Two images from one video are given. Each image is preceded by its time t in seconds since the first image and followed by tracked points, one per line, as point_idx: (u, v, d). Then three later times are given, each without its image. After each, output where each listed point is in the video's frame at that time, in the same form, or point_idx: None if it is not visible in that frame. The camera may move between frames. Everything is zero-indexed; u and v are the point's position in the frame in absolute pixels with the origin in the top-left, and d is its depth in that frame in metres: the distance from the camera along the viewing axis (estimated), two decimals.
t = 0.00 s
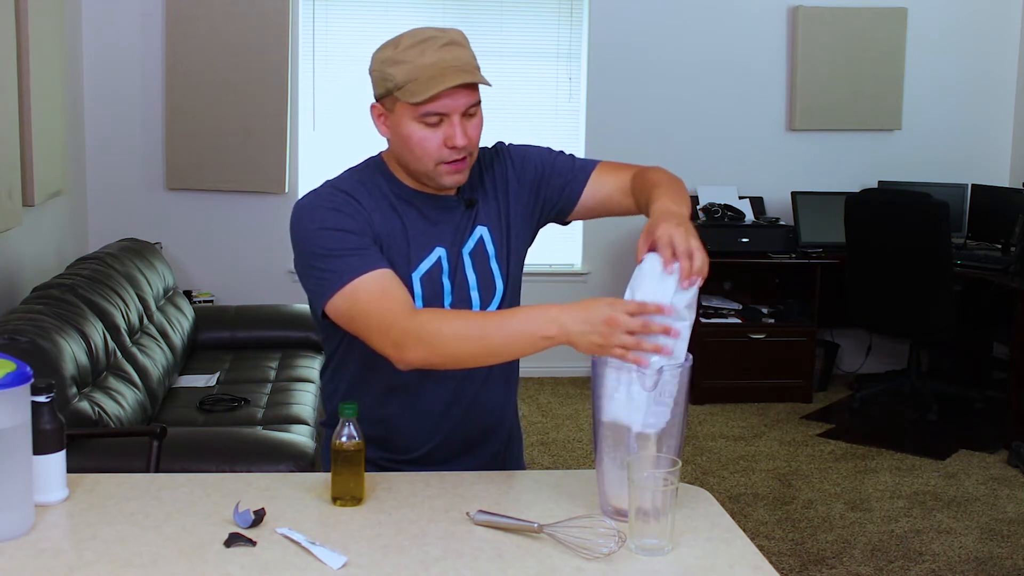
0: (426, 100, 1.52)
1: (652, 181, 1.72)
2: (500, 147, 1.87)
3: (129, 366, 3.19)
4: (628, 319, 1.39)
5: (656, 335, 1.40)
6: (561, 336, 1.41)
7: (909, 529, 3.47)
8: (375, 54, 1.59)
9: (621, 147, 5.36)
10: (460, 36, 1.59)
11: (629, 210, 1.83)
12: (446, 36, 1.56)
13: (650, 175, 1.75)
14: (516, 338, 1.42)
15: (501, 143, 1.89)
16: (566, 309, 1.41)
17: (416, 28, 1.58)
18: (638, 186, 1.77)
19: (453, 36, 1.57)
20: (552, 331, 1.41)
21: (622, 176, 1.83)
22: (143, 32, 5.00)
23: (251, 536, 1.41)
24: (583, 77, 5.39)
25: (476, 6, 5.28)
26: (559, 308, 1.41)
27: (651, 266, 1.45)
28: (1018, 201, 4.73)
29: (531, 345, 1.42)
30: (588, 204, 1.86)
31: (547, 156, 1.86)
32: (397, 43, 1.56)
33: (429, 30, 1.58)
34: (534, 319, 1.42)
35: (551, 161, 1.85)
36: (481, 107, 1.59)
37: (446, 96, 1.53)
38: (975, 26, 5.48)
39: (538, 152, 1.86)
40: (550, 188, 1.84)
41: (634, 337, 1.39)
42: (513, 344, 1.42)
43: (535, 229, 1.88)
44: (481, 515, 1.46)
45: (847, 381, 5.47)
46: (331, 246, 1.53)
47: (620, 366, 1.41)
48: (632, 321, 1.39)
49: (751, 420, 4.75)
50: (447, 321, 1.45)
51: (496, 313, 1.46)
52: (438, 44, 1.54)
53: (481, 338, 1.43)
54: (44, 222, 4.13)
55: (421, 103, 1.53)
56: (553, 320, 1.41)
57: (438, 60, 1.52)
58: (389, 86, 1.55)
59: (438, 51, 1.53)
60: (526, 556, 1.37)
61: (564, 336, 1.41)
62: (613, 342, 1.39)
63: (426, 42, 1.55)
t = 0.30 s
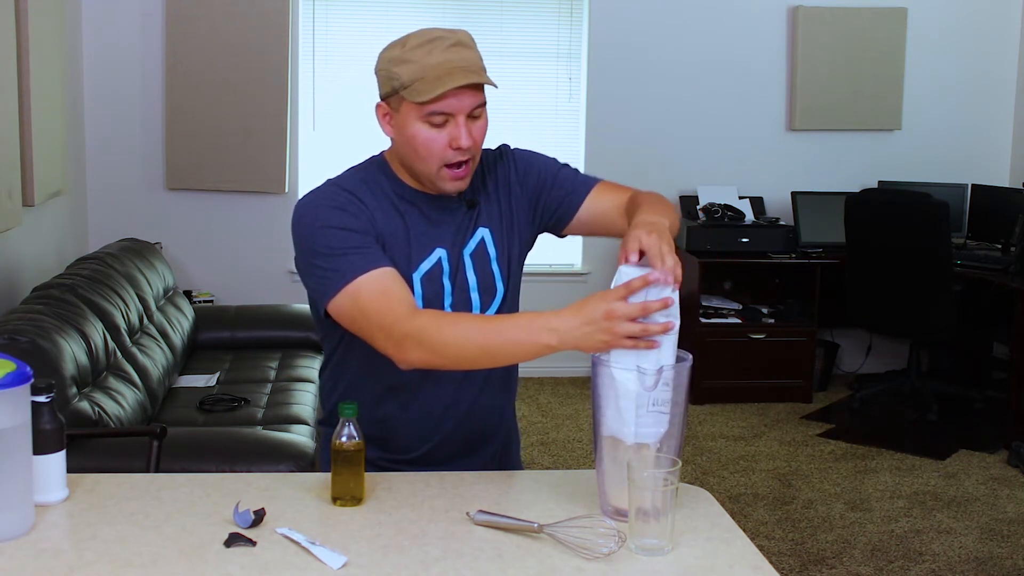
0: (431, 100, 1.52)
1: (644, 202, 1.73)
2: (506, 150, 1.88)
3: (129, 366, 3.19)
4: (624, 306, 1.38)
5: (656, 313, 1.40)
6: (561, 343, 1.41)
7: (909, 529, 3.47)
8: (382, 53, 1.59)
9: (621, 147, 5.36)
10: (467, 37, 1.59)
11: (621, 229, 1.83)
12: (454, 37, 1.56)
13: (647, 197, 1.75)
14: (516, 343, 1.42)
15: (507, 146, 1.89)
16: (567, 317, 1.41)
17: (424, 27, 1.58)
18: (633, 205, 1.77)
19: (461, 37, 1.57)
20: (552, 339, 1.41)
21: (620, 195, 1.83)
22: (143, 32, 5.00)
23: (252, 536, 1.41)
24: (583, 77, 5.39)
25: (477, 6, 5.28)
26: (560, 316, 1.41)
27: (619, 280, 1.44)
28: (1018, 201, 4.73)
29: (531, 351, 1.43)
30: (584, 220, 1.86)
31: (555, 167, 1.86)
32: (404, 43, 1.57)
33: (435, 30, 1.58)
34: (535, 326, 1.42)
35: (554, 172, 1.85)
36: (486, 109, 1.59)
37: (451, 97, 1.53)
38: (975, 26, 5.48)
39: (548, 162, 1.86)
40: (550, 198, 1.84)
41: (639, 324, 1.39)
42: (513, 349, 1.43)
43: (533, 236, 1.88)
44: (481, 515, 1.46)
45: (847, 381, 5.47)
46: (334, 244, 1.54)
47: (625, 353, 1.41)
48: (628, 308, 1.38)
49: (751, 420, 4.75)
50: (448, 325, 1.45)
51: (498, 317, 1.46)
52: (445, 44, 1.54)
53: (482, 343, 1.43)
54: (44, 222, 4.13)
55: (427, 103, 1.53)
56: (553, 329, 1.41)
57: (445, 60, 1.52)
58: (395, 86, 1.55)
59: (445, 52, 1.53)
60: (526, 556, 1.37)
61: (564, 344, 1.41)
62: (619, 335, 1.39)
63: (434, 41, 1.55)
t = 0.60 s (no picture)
0: (429, 102, 1.52)
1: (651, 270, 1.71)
2: (523, 166, 1.85)
3: (129, 366, 3.19)
4: (615, 310, 1.38)
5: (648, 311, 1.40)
6: (557, 345, 1.42)
7: (909, 529, 3.47)
8: (380, 54, 1.59)
9: (621, 147, 5.37)
10: (466, 39, 1.59)
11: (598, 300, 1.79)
12: (452, 38, 1.56)
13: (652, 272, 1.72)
14: (512, 344, 1.43)
15: (527, 165, 1.86)
16: (561, 318, 1.42)
17: (423, 28, 1.59)
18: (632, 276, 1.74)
19: (459, 38, 1.57)
20: (548, 341, 1.42)
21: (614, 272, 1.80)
22: (143, 32, 5.00)
23: (251, 536, 1.41)
24: (583, 77, 5.39)
25: (477, 6, 5.28)
26: (554, 318, 1.42)
27: (615, 279, 1.42)
28: (1018, 202, 4.73)
29: (527, 352, 1.43)
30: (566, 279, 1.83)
31: (560, 210, 1.82)
32: (403, 44, 1.57)
33: (434, 31, 1.58)
34: (531, 328, 1.43)
35: (560, 222, 1.82)
36: (484, 110, 1.59)
37: (449, 98, 1.53)
38: (975, 26, 5.48)
39: (556, 200, 1.83)
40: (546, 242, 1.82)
41: (633, 325, 1.39)
42: (510, 351, 1.43)
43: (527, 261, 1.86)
44: (481, 515, 1.46)
45: (847, 381, 5.48)
46: (332, 246, 1.54)
47: (624, 351, 1.42)
48: (619, 311, 1.38)
49: (751, 420, 4.75)
50: (445, 326, 1.45)
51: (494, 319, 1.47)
52: (443, 46, 1.54)
53: (479, 345, 1.44)
54: (44, 222, 4.13)
55: (424, 104, 1.53)
56: (548, 331, 1.42)
57: (443, 62, 1.52)
58: (393, 87, 1.55)
59: (442, 54, 1.53)
60: (526, 556, 1.37)
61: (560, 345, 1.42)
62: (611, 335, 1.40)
63: (432, 43, 1.55)
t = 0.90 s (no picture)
0: (440, 98, 1.52)
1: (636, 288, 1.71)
2: (525, 169, 1.86)
3: (129, 366, 3.19)
4: (621, 306, 1.38)
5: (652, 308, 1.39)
6: (560, 344, 1.42)
7: (909, 529, 3.47)
8: (392, 48, 1.59)
9: (621, 147, 5.37)
10: (477, 37, 1.59)
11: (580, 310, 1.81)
12: (464, 36, 1.56)
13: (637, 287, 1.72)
14: (516, 343, 1.43)
15: (528, 168, 1.87)
16: (564, 317, 1.42)
17: (435, 25, 1.58)
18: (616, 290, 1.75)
19: (471, 37, 1.57)
20: (552, 340, 1.42)
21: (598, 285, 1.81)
22: (143, 32, 5.00)
23: (252, 536, 1.41)
24: (583, 77, 5.39)
25: (476, 6, 5.28)
26: (557, 318, 1.42)
27: (620, 278, 1.43)
28: (1018, 201, 4.74)
29: (531, 351, 1.43)
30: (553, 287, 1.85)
31: (559, 219, 1.83)
32: (415, 40, 1.57)
33: (447, 29, 1.58)
34: (535, 327, 1.43)
35: (555, 229, 1.82)
36: (493, 110, 1.59)
37: (460, 95, 1.53)
38: (975, 26, 5.48)
39: (556, 209, 1.83)
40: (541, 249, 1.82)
41: (637, 321, 1.39)
42: (514, 350, 1.43)
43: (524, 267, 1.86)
44: (481, 515, 1.46)
45: (847, 381, 5.48)
46: (337, 243, 1.54)
47: (626, 351, 1.42)
48: (624, 308, 1.38)
49: (751, 420, 4.75)
50: (448, 328, 1.46)
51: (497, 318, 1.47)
52: (455, 43, 1.54)
53: (482, 345, 1.44)
54: (44, 222, 4.13)
55: (434, 100, 1.53)
56: (552, 330, 1.42)
57: (454, 59, 1.52)
58: (404, 81, 1.55)
59: (454, 51, 1.53)
60: (526, 556, 1.37)
61: (563, 344, 1.42)
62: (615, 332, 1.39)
63: (444, 40, 1.55)
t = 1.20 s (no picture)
0: (442, 99, 1.52)
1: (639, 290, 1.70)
2: (527, 171, 1.86)
3: (129, 366, 3.19)
4: (621, 309, 1.37)
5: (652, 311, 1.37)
6: (561, 342, 1.42)
7: (909, 529, 3.47)
8: (395, 48, 1.59)
9: (621, 147, 5.37)
10: (480, 38, 1.59)
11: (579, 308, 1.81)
12: (468, 37, 1.56)
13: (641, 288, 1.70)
14: (516, 341, 1.43)
15: (530, 170, 1.87)
16: (564, 315, 1.42)
17: (439, 25, 1.58)
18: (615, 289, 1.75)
19: (474, 38, 1.57)
20: (552, 338, 1.42)
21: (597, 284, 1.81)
22: (143, 31, 5.00)
23: (252, 536, 1.41)
24: (583, 77, 5.39)
25: (476, 5, 5.27)
26: (557, 315, 1.42)
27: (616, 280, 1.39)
28: (1018, 201, 4.74)
29: (532, 349, 1.44)
30: (553, 287, 1.84)
31: (560, 220, 1.83)
32: (418, 39, 1.57)
33: (450, 29, 1.58)
34: (534, 326, 1.43)
35: (556, 230, 1.82)
36: (495, 111, 1.59)
37: (461, 96, 1.53)
38: (975, 26, 5.48)
39: (558, 210, 1.84)
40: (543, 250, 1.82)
41: (636, 323, 1.37)
42: (514, 349, 1.44)
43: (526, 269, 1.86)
44: (481, 515, 1.46)
45: (847, 381, 5.48)
46: (337, 242, 1.54)
47: (623, 352, 1.40)
48: (625, 309, 1.37)
49: (751, 420, 4.75)
50: (449, 328, 1.46)
51: (496, 317, 1.47)
52: (458, 44, 1.54)
53: (482, 343, 1.44)
54: (44, 222, 4.13)
55: (436, 101, 1.53)
56: (552, 329, 1.42)
57: (457, 60, 1.52)
58: (407, 81, 1.55)
59: (457, 51, 1.53)
60: (526, 556, 1.37)
61: (563, 343, 1.42)
62: (614, 334, 1.38)
63: (448, 41, 1.55)
